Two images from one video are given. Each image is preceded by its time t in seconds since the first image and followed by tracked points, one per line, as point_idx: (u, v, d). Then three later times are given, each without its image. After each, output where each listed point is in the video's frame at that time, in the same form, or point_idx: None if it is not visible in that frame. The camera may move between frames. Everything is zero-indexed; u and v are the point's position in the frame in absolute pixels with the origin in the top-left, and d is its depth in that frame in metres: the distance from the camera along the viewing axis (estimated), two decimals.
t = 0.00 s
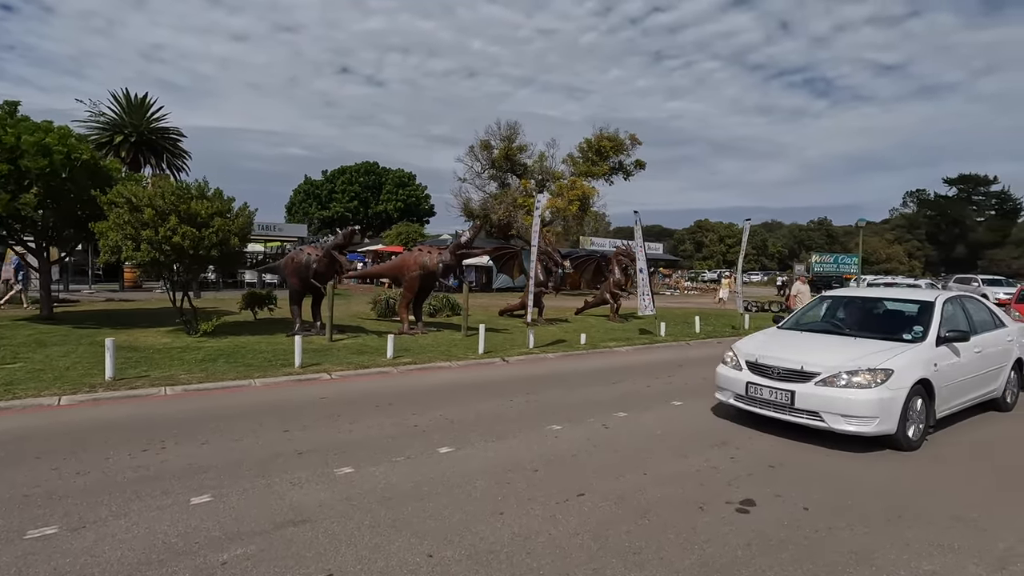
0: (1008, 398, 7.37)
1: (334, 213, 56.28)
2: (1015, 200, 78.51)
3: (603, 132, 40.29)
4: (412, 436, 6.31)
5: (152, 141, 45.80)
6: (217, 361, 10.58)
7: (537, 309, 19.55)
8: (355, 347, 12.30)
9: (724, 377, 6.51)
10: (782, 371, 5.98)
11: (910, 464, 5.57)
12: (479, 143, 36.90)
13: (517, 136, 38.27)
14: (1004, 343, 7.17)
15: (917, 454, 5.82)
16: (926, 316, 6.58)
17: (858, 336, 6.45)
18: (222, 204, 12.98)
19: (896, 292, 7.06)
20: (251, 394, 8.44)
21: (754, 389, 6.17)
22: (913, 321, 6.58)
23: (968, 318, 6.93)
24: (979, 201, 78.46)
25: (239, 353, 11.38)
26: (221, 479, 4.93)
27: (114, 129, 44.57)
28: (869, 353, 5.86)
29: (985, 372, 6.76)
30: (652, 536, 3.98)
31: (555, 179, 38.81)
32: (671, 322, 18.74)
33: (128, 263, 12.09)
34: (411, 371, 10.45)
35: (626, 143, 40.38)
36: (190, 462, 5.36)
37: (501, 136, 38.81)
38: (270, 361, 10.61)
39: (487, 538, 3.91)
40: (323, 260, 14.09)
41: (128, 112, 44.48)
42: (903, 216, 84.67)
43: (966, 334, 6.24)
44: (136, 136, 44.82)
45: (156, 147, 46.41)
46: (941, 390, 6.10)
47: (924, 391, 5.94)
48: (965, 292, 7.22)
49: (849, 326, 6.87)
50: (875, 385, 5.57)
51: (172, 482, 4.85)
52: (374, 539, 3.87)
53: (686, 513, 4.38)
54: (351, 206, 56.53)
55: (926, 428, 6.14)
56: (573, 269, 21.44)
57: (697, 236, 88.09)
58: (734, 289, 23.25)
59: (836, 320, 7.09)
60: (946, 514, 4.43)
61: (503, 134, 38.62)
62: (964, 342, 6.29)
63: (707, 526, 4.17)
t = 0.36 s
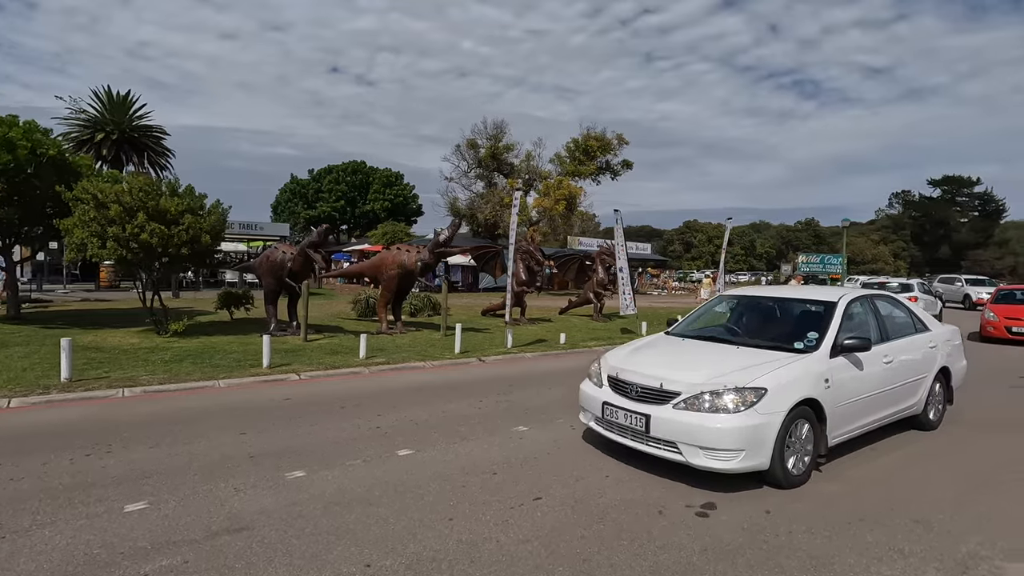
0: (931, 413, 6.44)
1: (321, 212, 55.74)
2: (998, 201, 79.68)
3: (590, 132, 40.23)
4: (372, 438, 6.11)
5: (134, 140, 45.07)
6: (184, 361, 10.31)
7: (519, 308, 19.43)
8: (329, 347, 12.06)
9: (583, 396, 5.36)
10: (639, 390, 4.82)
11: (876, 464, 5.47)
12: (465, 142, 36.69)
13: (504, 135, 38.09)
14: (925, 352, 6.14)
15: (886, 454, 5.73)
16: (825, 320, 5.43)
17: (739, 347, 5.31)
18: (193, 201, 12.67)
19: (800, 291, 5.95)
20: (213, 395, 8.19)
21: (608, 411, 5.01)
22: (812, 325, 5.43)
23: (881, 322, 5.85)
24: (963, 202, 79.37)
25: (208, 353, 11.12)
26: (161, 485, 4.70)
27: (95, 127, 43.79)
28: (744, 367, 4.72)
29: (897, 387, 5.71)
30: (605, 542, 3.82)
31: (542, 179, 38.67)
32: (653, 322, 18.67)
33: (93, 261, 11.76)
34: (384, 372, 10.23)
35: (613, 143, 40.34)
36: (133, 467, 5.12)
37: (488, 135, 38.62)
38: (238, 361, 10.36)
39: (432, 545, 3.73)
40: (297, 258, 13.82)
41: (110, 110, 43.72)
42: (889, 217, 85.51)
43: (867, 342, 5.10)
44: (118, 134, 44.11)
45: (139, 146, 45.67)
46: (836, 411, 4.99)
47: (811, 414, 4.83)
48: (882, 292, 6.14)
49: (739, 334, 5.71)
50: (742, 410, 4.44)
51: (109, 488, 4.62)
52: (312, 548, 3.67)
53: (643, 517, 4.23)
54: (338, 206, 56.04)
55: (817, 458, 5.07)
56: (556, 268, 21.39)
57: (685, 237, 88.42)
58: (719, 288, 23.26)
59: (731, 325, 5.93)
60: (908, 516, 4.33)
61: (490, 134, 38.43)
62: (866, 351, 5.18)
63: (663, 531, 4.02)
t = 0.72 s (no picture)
0: (846, 440, 5.47)
1: (310, 212, 55.24)
2: (985, 200, 80.42)
3: (580, 131, 40.09)
4: (335, 447, 5.87)
5: (119, 139, 44.37)
6: (154, 366, 10.03)
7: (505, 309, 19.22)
8: (306, 350, 11.82)
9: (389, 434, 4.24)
10: (436, 430, 3.71)
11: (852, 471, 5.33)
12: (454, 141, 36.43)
13: (493, 134, 37.86)
14: (833, 367, 5.15)
15: (864, 461, 5.59)
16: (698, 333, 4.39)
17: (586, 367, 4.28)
18: (166, 201, 12.39)
19: (678, 297, 4.94)
20: (177, 402, 7.93)
21: (401, 457, 3.89)
22: (683, 338, 4.41)
23: (775, 332, 4.86)
24: (952, 201, 79.89)
25: (180, 357, 10.84)
26: (103, 501, 4.46)
27: (79, 126, 43.07)
28: (564, 403, 3.58)
29: (792, 414, 4.70)
30: (562, 560, 3.64)
31: (532, 178, 38.47)
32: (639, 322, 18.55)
33: (61, 262, 11.46)
34: (360, 375, 10.00)
35: (603, 142, 40.25)
36: (77, 481, 4.87)
37: (477, 134, 38.37)
38: (210, 366, 10.10)
39: (380, 565, 3.53)
40: (276, 259, 13.55)
41: (94, 108, 42.98)
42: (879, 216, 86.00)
43: (740, 362, 4.07)
44: (103, 133, 43.42)
45: (124, 145, 45.00)
46: (694, 454, 3.92)
47: (659, 459, 3.73)
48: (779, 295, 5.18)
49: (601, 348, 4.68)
50: (546, 462, 3.31)
51: (45, 505, 4.37)
52: (252, 569, 3.47)
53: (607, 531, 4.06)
54: (328, 205, 55.59)
55: (673, 517, 3.95)
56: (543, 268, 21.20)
57: (677, 236, 88.55)
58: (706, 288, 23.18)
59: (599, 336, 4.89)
60: (881, 528, 4.19)
61: (479, 132, 38.18)
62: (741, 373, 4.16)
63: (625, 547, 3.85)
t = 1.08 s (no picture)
0: (731, 477, 4.42)
1: (302, 211, 54.81)
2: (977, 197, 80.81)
3: (573, 128, 39.96)
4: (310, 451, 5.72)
5: (108, 136, 43.81)
6: (130, 366, 9.82)
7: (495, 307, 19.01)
8: (290, 350, 11.63)
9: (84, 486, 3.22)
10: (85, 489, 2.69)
11: (834, 472, 5.23)
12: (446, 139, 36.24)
13: (485, 131, 37.67)
14: (709, 387, 4.08)
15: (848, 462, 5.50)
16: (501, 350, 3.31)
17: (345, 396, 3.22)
18: (145, 198, 12.18)
19: (506, 299, 3.89)
20: (150, 404, 7.73)
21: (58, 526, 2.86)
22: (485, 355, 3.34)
23: (629, 343, 3.82)
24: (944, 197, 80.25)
25: (159, 357, 10.63)
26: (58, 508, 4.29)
27: (67, 124, 42.47)
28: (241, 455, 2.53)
29: (639, 452, 3.63)
30: (529, 566, 3.52)
31: (524, 175, 38.31)
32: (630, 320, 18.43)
33: (37, 261, 11.22)
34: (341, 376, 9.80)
35: (596, 139, 40.11)
36: (34, 487, 4.69)
37: (469, 130, 38.16)
38: (188, 366, 9.89)
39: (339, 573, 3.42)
40: (259, 257, 13.35)
41: (83, 105, 42.41)
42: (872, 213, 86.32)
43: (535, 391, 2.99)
44: (91, 131, 42.85)
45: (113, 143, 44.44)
46: (461, 519, 2.84)
47: (402, 533, 2.65)
48: (642, 297, 4.14)
49: (398, 367, 3.62)
50: (178, 547, 2.24)
51: None
52: None
53: (580, 537, 3.94)
54: (320, 203, 55.22)
55: None
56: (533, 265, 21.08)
57: (672, 234, 88.65)
58: (697, 285, 23.11)
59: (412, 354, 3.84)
60: (860, 531, 4.10)
61: (471, 129, 37.98)
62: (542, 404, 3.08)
63: (595, 553, 3.74)
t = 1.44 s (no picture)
0: (536, 553, 3.20)
1: (296, 210, 54.48)
2: (972, 196, 80.93)
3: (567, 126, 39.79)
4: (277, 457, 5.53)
5: (99, 135, 43.40)
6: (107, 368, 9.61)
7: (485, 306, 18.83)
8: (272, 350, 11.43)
9: None
10: None
11: (818, 477, 5.08)
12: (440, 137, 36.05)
13: (479, 129, 37.47)
14: (477, 433, 2.89)
15: (833, 467, 5.34)
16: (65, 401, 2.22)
17: None
18: (125, 197, 11.96)
19: (186, 307, 2.78)
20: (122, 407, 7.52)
21: None
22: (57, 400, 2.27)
23: (341, 374, 2.69)
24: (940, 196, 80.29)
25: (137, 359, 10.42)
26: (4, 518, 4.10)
27: (58, 122, 42.03)
28: None
29: (331, 541, 2.47)
30: None
31: (518, 174, 38.11)
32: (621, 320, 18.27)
33: (12, 261, 10.97)
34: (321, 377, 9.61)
35: (590, 138, 39.97)
36: None
37: (463, 129, 37.95)
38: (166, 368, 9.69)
39: None
40: (243, 257, 13.12)
41: (73, 104, 41.98)
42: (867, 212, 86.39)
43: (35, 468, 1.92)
44: (82, 130, 42.42)
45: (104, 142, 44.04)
46: None
47: None
48: (397, 306, 2.97)
49: None
50: None
51: None
52: None
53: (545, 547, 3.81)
54: (314, 202, 54.91)
55: None
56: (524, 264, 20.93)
57: (668, 233, 88.61)
58: (690, 284, 22.98)
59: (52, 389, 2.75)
60: (841, 539, 3.94)
61: (464, 128, 37.76)
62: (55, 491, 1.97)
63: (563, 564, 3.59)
